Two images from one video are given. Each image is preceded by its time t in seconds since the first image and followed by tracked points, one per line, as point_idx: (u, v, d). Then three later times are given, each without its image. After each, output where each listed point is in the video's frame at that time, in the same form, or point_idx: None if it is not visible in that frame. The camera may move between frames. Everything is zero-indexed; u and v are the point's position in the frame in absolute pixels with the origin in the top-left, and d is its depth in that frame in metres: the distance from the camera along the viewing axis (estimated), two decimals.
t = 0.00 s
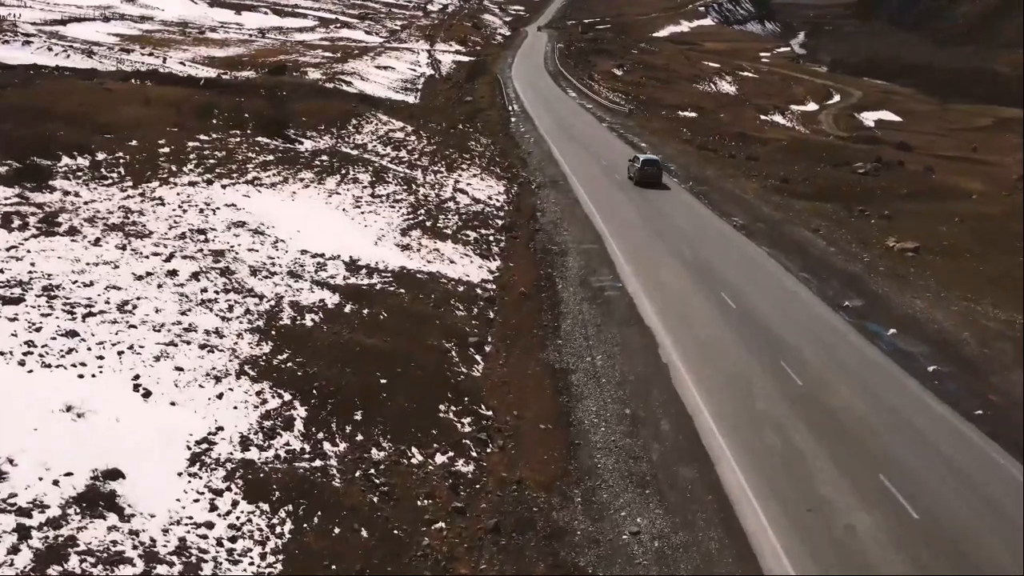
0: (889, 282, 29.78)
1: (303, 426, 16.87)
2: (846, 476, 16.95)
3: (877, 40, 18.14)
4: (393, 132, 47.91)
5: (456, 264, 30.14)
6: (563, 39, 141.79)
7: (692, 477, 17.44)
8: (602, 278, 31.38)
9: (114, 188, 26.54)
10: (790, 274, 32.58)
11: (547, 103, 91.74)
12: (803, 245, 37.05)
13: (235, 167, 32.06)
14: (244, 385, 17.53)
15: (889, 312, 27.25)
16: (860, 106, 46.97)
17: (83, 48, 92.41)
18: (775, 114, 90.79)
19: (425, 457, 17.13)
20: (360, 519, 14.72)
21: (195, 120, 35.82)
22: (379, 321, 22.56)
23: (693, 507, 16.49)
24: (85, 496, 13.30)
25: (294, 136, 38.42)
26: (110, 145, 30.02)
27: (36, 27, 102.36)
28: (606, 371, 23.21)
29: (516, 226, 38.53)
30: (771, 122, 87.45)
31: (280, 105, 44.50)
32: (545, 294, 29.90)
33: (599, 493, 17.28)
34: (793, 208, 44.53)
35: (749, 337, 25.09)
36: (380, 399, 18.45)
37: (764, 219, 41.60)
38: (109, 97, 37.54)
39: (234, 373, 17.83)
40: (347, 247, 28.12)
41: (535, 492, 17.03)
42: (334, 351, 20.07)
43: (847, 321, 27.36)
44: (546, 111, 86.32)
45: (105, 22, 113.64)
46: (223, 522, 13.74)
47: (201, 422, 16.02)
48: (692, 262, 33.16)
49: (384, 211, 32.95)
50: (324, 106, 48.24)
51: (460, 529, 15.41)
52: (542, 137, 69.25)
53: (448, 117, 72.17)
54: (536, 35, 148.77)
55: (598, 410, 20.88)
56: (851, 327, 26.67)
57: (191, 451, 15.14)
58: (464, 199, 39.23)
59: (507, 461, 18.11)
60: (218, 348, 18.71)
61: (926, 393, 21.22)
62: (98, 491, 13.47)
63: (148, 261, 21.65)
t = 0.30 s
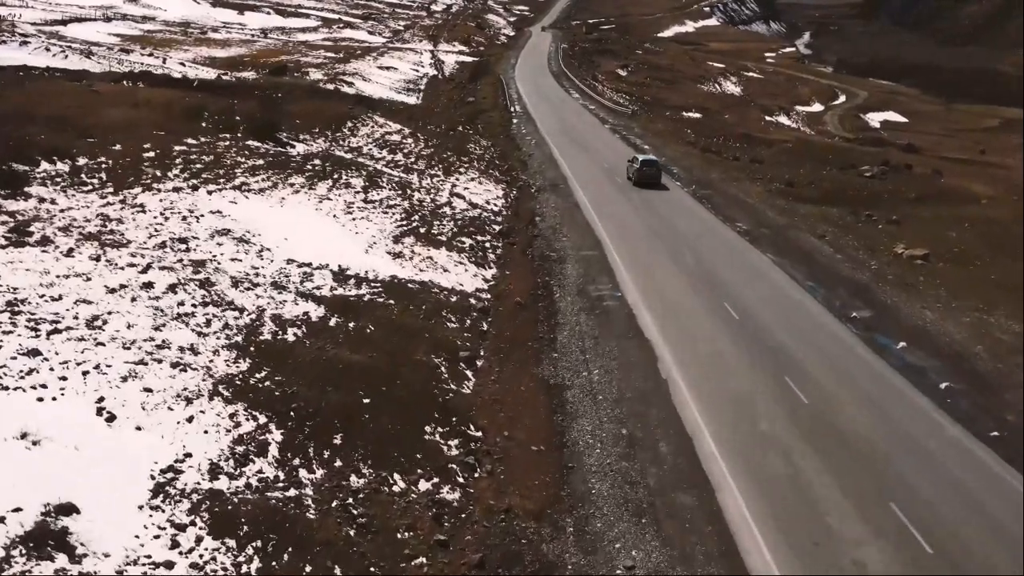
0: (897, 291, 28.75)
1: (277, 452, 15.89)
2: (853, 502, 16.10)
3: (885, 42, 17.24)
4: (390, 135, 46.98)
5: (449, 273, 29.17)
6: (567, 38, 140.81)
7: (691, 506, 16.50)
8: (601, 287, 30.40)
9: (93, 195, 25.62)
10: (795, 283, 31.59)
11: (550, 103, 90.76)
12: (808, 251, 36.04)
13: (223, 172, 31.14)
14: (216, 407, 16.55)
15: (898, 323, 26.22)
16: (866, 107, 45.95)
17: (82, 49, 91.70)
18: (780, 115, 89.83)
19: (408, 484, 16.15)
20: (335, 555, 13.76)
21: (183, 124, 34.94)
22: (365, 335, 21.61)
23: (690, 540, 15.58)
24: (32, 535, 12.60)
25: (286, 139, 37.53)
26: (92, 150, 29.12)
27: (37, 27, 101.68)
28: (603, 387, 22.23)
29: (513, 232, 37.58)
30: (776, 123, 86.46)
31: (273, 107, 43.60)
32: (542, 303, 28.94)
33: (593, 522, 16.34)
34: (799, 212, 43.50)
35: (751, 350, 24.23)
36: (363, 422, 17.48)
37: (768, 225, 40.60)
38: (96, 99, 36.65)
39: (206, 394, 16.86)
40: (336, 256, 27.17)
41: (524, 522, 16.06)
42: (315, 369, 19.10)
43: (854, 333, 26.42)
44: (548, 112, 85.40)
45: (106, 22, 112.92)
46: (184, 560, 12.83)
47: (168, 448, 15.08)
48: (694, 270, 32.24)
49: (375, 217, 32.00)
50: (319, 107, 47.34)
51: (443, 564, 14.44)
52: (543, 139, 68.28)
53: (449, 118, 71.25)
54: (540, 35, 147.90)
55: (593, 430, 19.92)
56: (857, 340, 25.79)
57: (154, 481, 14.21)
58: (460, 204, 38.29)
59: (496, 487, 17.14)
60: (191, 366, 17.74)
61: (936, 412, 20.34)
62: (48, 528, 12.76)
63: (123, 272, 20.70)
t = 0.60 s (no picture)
0: (906, 297, 27.70)
1: (249, 477, 14.90)
2: (854, 513, 15.60)
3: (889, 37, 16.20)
4: (386, 134, 45.98)
5: (442, 279, 28.14)
6: (571, 35, 139.75)
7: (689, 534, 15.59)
8: (600, 293, 29.40)
9: (70, 198, 24.70)
10: (800, 287, 30.60)
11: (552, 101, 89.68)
12: (813, 255, 34.97)
13: (209, 173, 30.16)
14: (186, 428, 15.57)
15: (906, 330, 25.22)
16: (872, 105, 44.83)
17: (81, 45, 90.93)
18: (786, 112, 88.76)
19: (388, 512, 15.18)
20: None
21: (171, 123, 33.99)
22: (350, 347, 20.62)
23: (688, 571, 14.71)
24: None
25: (277, 139, 36.56)
26: (72, 151, 28.18)
27: (36, 23, 100.95)
28: (599, 400, 21.27)
29: (510, 235, 36.56)
30: (781, 120, 85.37)
31: (266, 107, 42.66)
32: (538, 310, 27.95)
33: (586, 552, 15.38)
34: (804, 213, 42.40)
35: (752, 356, 23.38)
36: (342, 443, 16.50)
37: (772, 227, 39.56)
38: (81, 97, 35.69)
39: (176, 414, 15.87)
40: (323, 262, 26.16)
41: (511, 552, 15.09)
42: (294, 384, 18.11)
43: (860, 340, 25.52)
44: (551, 109, 84.40)
45: (107, 18, 112.20)
46: None
47: (130, 474, 14.10)
48: (695, 273, 31.33)
49: (367, 220, 30.99)
50: (314, 106, 46.38)
51: None
52: (545, 137, 67.24)
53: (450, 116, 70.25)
54: (544, 31, 146.86)
55: (588, 447, 18.99)
56: (862, 347, 24.93)
57: (111, 513, 13.25)
58: (456, 206, 37.29)
59: (483, 512, 16.17)
60: (161, 383, 16.76)
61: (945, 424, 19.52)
62: None
63: (94, 281, 19.77)
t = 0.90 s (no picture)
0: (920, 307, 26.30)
1: (203, 518, 13.59)
2: (865, 553, 14.39)
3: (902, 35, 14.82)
4: (380, 133, 44.64)
5: (431, 288, 26.79)
6: (577, 30, 138.36)
7: None
8: (597, 302, 28.05)
9: (36, 205, 23.57)
10: (807, 297, 29.22)
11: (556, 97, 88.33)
12: (821, 260, 33.55)
13: (189, 176, 28.88)
14: (137, 462, 14.27)
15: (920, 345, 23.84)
16: (880, 101, 43.38)
17: (79, 41, 89.79)
18: (793, 109, 87.32)
19: (355, 556, 13.86)
20: None
21: (152, 123, 32.72)
22: (326, 366, 19.30)
23: None
24: None
25: (264, 139, 35.24)
26: (43, 154, 26.95)
27: (35, 18, 99.94)
28: (592, 422, 19.93)
29: (505, 239, 35.21)
30: (788, 116, 83.90)
31: (256, 105, 41.38)
32: (533, 321, 26.60)
33: None
34: (810, 215, 41.01)
35: (756, 371, 22.13)
36: (310, 477, 15.18)
37: (778, 230, 38.17)
38: (61, 95, 34.42)
39: (126, 446, 14.55)
40: (304, 272, 24.82)
41: None
42: (262, 410, 16.79)
43: (871, 354, 24.15)
44: (554, 106, 83.05)
45: (107, 13, 111.16)
46: None
47: (68, 518, 12.88)
48: (697, 280, 30.02)
49: (354, 226, 29.64)
50: (306, 105, 45.05)
51: None
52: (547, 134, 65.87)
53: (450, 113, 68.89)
54: (549, 26, 145.46)
55: (580, 476, 17.66)
56: (871, 362, 23.62)
57: (42, 566, 12.05)
58: (450, 209, 35.95)
59: (461, 553, 14.86)
60: (114, 410, 15.46)
61: (961, 449, 18.23)
62: None
63: (51, 296, 18.58)
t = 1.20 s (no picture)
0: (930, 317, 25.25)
1: (162, 557, 12.72)
2: None
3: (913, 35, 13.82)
4: (375, 133, 43.64)
5: (421, 297, 25.77)
6: (580, 27, 137.41)
7: None
8: (595, 311, 27.04)
9: (8, 212, 22.71)
10: (813, 307, 28.20)
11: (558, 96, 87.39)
12: (827, 267, 32.51)
13: (172, 179, 27.89)
14: (92, 494, 13.40)
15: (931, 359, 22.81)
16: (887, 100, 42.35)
17: (76, 38, 88.91)
18: (797, 107, 86.46)
19: None
20: None
21: (137, 124, 31.75)
22: (306, 384, 18.29)
23: None
24: None
25: (253, 141, 34.26)
26: (19, 159, 26.03)
27: (33, 15, 99.13)
28: (587, 443, 18.93)
29: (502, 244, 34.20)
30: (793, 115, 82.96)
31: (247, 106, 40.41)
32: (527, 332, 25.59)
33: None
34: (816, 218, 39.97)
35: (757, 387, 21.22)
36: (281, 510, 14.23)
37: (783, 234, 37.17)
38: (44, 96, 33.47)
39: (83, 476, 13.66)
40: (288, 281, 23.82)
41: None
42: (233, 435, 15.81)
43: (879, 369, 23.18)
44: (556, 105, 82.07)
45: (107, 10, 110.28)
46: None
47: (13, 560, 12.08)
48: (698, 288, 29.08)
49: (343, 231, 28.64)
50: (300, 104, 44.07)
51: None
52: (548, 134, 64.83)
53: (450, 112, 67.84)
54: (552, 24, 144.49)
55: (572, 503, 16.67)
56: (879, 377, 22.68)
57: None
58: (445, 213, 34.96)
59: None
60: (71, 437, 14.53)
61: (974, 476, 17.31)
62: None
63: (13, 312, 17.69)
